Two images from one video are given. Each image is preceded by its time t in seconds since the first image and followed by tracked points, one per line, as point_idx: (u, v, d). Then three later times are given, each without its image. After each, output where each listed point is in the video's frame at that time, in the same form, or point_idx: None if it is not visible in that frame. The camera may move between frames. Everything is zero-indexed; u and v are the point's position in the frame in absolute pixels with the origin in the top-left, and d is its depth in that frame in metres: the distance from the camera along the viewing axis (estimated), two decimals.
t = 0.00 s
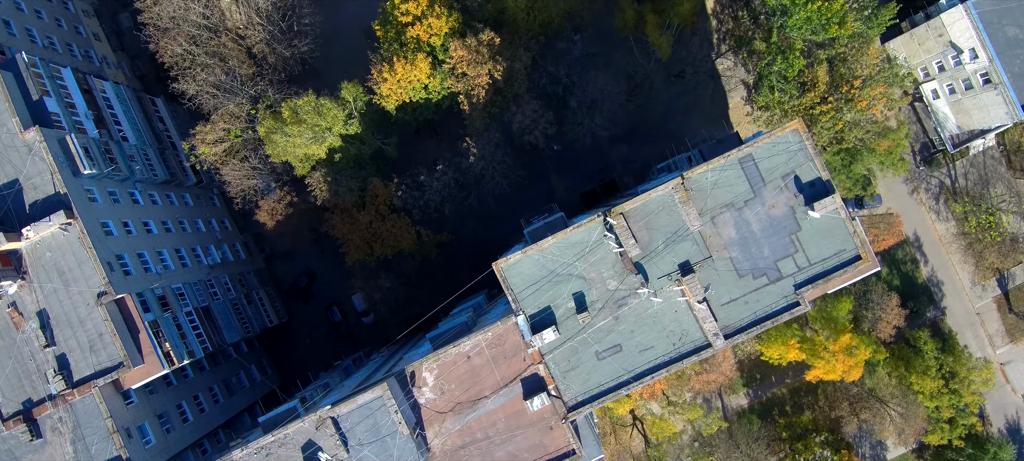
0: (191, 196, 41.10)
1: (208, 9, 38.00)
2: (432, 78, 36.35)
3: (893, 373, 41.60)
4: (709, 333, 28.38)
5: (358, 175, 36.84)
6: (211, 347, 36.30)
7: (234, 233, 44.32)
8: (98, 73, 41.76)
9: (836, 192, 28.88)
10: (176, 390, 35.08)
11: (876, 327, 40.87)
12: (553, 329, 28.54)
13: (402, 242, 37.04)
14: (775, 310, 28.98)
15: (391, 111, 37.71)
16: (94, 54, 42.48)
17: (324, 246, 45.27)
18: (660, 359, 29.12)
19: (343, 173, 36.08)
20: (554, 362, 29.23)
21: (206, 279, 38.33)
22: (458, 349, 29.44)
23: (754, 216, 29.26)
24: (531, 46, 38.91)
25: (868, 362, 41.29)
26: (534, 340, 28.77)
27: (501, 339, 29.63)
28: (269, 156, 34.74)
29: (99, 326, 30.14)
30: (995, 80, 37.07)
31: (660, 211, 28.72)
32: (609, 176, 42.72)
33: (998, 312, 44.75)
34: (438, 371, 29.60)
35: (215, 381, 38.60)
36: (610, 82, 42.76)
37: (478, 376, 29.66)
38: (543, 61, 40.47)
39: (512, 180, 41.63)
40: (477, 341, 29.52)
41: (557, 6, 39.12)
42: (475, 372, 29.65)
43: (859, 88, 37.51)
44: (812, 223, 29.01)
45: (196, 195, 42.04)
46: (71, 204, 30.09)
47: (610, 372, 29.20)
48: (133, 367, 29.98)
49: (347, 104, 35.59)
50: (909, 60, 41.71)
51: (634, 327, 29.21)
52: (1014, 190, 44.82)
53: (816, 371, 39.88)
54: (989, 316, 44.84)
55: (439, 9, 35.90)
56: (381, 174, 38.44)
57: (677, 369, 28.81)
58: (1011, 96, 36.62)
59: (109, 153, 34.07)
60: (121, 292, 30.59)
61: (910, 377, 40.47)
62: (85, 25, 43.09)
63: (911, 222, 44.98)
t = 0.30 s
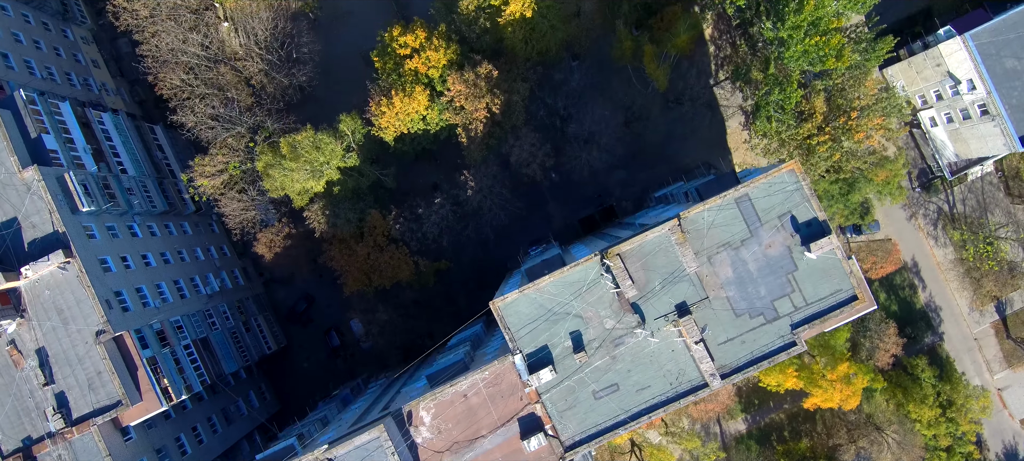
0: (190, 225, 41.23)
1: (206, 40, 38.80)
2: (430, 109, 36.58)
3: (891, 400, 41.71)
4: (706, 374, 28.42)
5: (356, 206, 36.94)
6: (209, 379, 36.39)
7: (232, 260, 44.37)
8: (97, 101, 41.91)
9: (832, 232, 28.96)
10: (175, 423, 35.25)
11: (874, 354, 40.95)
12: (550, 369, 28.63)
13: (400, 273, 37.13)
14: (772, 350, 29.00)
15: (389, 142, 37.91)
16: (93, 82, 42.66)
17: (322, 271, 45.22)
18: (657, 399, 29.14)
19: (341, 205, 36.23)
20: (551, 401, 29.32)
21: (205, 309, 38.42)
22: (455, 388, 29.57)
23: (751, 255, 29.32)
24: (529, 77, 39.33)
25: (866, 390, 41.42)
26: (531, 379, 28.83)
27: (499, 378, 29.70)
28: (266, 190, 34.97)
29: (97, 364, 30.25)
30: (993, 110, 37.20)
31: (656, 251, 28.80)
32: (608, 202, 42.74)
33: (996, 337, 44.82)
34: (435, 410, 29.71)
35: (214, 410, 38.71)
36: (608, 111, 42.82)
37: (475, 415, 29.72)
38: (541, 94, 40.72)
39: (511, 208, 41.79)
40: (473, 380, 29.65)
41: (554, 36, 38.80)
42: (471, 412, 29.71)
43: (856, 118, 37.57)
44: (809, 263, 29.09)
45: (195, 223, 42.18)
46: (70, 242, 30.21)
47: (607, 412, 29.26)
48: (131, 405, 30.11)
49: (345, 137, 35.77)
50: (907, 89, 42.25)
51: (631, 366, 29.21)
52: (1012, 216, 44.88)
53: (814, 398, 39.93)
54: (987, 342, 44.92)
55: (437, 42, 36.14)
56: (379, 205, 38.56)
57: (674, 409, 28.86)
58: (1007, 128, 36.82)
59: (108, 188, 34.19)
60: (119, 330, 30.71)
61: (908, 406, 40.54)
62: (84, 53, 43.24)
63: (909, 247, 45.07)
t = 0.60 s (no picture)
0: (189, 256, 41.32)
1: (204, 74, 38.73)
2: (428, 144, 36.99)
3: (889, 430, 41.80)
4: (704, 419, 28.73)
5: (353, 241, 37.00)
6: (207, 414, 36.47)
7: (230, 288, 44.32)
8: (95, 132, 42.04)
9: (828, 276, 29.09)
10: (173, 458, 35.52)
11: (872, 385, 41.03)
12: (547, 413, 28.76)
13: (398, 307, 37.19)
14: (769, 393, 29.04)
15: (387, 175, 38.05)
16: (91, 112, 42.84)
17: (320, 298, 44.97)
18: (654, 442, 29.28)
19: (339, 240, 36.34)
20: (548, 443, 29.53)
21: (203, 342, 38.51)
22: (452, 430, 29.60)
23: (747, 299, 29.36)
24: (526, 108, 40.11)
25: (864, 420, 41.55)
26: (528, 422, 28.98)
27: (495, 421, 30.05)
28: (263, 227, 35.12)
29: (95, 406, 30.35)
30: (990, 145, 37.19)
31: (652, 296, 28.71)
32: (606, 230, 42.60)
33: (994, 365, 44.95)
34: (432, 452, 29.55)
35: (212, 442, 38.89)
36: (603, 142, 42.85)
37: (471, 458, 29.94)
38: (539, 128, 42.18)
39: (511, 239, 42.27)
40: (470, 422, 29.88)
41: (552, 68, 39.95)
42: (468, 454, 29.92)
43: (853, 152, 37.63)
44: (805, 307, 29.14)
45: (194, 253, 42.30)
46: (68, 285, 30.39)
47: (603, 454, 29.54)
48: (129, 447, 30.23)
49: (343, 172, 35.89)
50: (905, 118, 42.41)
51: (628, 409, 29.31)
52: (1009, 245, 44.90)
53: (811, 429, 39.98)
54: (985, 370, 45.02)
55: (435, 76, 36.37)
56: (376, 239, 38.71)
57: (671, 452, 29.07)
58: (1006, 163, 36.79)
59: (105, 226, 34.29)
60: (116, 371, 30.87)
61: (906, 437, 40.61)
62: (82, 82, 43.39)
63: (907, 275, 45.19)
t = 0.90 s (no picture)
0: (187, 289, 41.37)
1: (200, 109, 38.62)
2: (425, 180, 37.15)
3: None
4: None
5: (350, 277, 37.08)
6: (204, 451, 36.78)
7: (228, 319, 44.30)
8: (93, 164, 42.15)
9: (824, 323, 29.08)
10: None
11: (870, 418, 41.07)
12: None
13: (395, 345, 37.17)
14: (765, 439, 29.06)
15: (384, 211, 38.11)
16: (89, 144, 42.94)
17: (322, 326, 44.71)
18: None
19: (336, 277, 36.44)
20: None
21: (200, 378, 38.62)
22: None
23: (743, 345, 29.29)
24: (523, 143, 40.27)
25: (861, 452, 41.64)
26: None
27: None
28: (260, 265, 35.23)
29: (93, 450, 30.61)
30: (988, 182, 37.29)
31: (648, 344, 28.61)
32: (604, 259, 42.85)
33: (991, 395, 45.02)
34: None
35: None
36: (601, 173, 42.85)
37: None
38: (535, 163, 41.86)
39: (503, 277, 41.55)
40: None
41: (549, 101, 39.78)
42: None
43: (850, 187, 37.39)
44: (801, 353, 29.17)
45: (192, 285, 42.35)
46: (65, 330, 30.55)
47: None
48: None
49: (340, 210, 36.01)
50: (903, 149, 42.68)
51: (624, 455, 29.28)
52: (1007, 274, 44.86)
53: None
54: (982, 400, 45.09)
55: (432, 114, 36.51)
56: (373, 274, 38.80)
57: None
58: (1002, 200, 36.99)
59: (102, 266, 34.39)
60: (113, 415, 31.04)
61: None
62: (80, 113, 43.48)
63: (904, 305, 45.23)
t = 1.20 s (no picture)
0: (184, 322, 41.32)
1: (198, 144, 38.58)
2: (422, 217, 37.25)
3: None
4: None
5: (347, 313, 37.15)
6: None
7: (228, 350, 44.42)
8: (91, 196, 42.20)
9: (821, 369, 29.02)
10: None
11: (867, 451, 41.08)
12: None
13: (392, 381, 37.03)
14: None
15: (382, 246, 38.15)
16: (87, 175, 42.97)
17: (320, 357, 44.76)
18: None
19: (332, 314, 36.42)
20: None
21: (198, 413, 38.68)
22: None
23: (740, 391, 29.30)
24: (521, 176, 40.07)
25: None
26: None
27: None
28: (257, 305, 35.22)
29: None
30: (985, 218, 37.31)
31: (645, 392, 28.68)
32: (602, 287, 42.99)
33: (988, 424, 45.04)
34: None
35: None
36: (599, 205, 42.90)
37: None
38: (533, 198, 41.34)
39: (500, 313, 41.21)
40: None
41: (546, 135, 39.83)
42: None
43: (847, 223, 37.71)
44: (798, 400, 29.17)
45: (190, 318, 42.29)
46: (62, 373, 30.65)
47: None
48: None
49: (337, 247, 36.13)
50: (903, 180, 42.72)
51: None
52: (1006, 303, 44.83)
53: None
54: (980, 428, 45.09)
55: (430, 151, 36.59)
56: (370, 310, 38.81)
57: None
58: (1000, 236, 36.89)
59: (99, 306, 34.46)
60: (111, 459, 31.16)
61: None
62: (77, 144, 43.52)
63: (903, 334, 45.11)
